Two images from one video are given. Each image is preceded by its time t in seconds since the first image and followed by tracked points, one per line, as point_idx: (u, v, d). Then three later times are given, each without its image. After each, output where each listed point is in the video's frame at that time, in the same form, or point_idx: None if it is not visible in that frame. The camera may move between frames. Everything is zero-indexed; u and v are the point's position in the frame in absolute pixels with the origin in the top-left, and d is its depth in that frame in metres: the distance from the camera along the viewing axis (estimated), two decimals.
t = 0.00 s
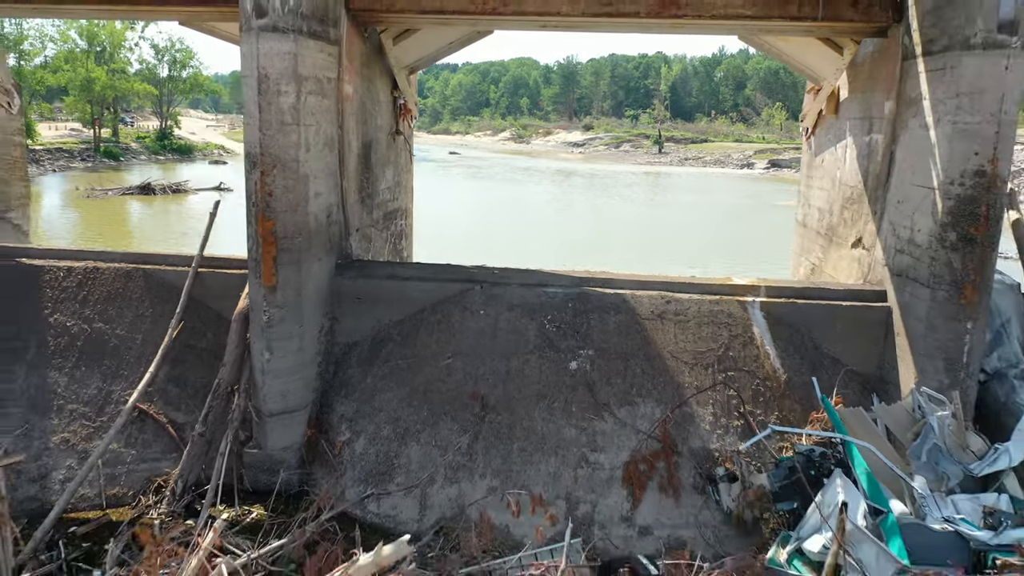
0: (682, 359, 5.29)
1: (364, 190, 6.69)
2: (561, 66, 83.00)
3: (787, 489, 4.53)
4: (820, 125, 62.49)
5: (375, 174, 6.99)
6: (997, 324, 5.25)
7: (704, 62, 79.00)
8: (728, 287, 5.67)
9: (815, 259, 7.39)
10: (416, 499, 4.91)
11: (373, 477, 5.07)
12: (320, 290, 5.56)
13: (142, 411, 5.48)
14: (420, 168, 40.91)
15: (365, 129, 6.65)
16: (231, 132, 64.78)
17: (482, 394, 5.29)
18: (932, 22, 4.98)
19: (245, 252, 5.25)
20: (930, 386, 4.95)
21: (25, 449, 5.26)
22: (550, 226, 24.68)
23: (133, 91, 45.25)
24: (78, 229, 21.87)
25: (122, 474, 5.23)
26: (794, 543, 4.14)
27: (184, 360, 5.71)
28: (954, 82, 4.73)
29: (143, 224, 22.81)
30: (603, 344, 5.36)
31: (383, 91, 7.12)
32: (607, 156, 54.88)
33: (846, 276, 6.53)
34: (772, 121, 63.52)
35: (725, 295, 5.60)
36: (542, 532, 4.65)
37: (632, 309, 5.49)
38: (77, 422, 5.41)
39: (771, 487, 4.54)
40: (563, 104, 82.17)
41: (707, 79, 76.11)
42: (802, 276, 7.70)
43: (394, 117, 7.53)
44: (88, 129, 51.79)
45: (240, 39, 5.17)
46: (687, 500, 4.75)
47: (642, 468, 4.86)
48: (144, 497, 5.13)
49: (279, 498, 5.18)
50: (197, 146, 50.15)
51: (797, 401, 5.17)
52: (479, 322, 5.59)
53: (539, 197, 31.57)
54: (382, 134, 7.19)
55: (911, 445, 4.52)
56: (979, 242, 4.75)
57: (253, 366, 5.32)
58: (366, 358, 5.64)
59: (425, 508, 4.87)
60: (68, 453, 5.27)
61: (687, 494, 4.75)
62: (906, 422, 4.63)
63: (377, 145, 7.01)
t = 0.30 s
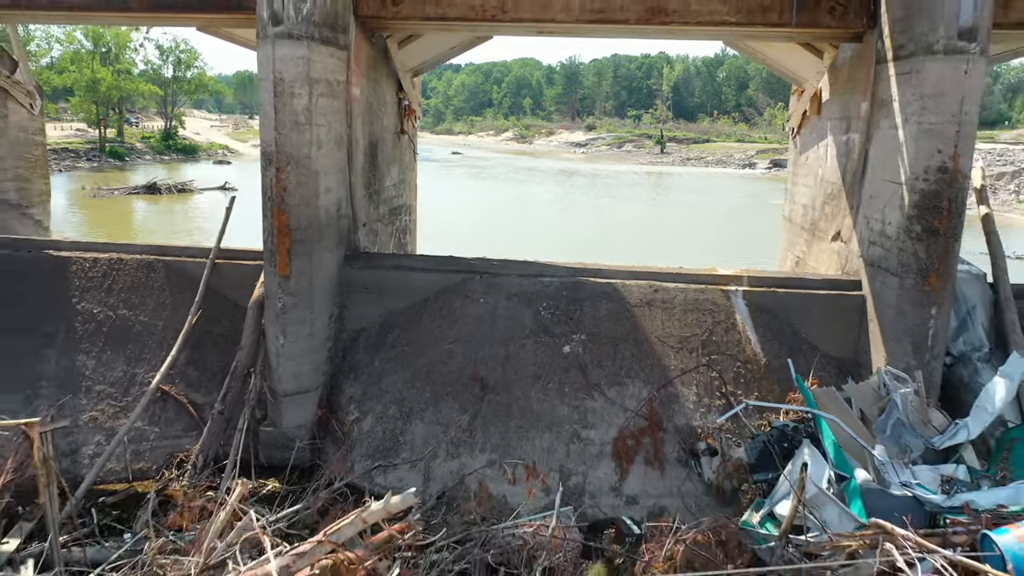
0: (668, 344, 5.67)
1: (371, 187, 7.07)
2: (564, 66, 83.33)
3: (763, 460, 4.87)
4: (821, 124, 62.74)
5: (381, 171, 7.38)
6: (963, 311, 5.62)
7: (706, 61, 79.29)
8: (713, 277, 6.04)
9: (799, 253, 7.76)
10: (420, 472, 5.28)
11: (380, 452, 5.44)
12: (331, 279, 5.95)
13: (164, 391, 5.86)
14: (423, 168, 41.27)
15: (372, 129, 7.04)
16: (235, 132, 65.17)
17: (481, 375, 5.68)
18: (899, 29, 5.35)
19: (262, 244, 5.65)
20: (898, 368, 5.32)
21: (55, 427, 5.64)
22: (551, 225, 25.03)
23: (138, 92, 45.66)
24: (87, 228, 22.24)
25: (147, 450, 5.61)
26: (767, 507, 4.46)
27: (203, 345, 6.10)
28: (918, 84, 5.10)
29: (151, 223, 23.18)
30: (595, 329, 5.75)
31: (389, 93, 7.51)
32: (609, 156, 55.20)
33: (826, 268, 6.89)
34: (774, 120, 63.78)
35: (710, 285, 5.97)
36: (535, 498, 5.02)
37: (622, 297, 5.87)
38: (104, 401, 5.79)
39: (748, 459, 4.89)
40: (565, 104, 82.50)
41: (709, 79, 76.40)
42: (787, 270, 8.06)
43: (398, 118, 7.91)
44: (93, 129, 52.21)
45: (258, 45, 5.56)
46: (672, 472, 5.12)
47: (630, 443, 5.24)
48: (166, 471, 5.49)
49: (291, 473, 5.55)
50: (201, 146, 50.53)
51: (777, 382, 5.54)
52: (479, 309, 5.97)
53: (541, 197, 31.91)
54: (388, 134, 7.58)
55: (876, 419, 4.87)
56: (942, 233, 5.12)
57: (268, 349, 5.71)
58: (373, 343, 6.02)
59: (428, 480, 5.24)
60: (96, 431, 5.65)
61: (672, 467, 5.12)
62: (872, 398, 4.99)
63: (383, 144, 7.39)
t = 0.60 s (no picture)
0: (656, 330, 6.05)
1: (377, 183, 7.46)
2: (566, 66, 83.65)
3: (741, 436, 5.27)
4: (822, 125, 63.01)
5: (387, 169, 7.77)
6: (932, 299, 5.99)
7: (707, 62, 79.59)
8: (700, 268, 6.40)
9: (785, 247, 8.14)
10: (424, 448, 5.66)
11: (387, 431, 5.84)
12: (340, 270, 6.35)
13: (184, 374, 6.26)
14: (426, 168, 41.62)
15: (378, 129, 7.43)
16: (239, 133, 65.49)
17: (481, 359, 6.08)
18: (870, 35, 5.72)
19: (276, 236, 6.05)
20: (870, 351, 5.70)
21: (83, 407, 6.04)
22: (552, 225, 25.39)
23: (143, 92, 46.04)
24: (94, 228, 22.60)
25: (168, 429, 6.00)
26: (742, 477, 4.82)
27: (220, 332, 6.50)
28: (887, 87, 5.48)
29: (157, 222, 23.55)
30: (588, 317, 6.14)
31: (394, 95, 7.90)
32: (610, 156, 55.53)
33: (809, 261, 7.27)
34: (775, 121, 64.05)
35: (697, 275, 6.32)
36: (531, 468, 5.41)
37: (614, 286, 6.25)
38: (128, 383, 6.20)
39: (728, 434, 5.31)
40: (567, 104, 82.81)
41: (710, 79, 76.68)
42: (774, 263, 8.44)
43: (403, 118, 8.31)
44: (98, 130, 52.64)
45: (272, 50, 5.97)
46: (658, 448, 5.50)
47: (619, 421, 5.63)
48: (187, 448, 5.86)
49: (304, 450, 5.93)
50: (205, 146, 50.93)
51: (758, 365, 5.92)
52: (479, 298, 6.36)
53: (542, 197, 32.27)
54: (393, 135, 7.97)
55: (847, 398, 5.25)
56: (909, 226, 5.50)
57: (282, 335, 6.10)
58: (380, 330, 6.41)
59: (432, 456, 5.61)
60: (122, 411, 6.05)
61: (658, 443, 5.50)
62: (843, 378, 5.38)
63: (388, 144, 7.79)
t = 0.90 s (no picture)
0: (645, 317, 6.44)
1: (383, 180, 7.86)
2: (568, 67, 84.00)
3: (723, 414, 5.67)
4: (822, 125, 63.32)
5: (392, 166, 8.17)
6: (905, 288, 6.38)
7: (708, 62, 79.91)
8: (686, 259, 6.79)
9: (771, 242, 8.53)
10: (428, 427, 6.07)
11: (393, 410, 6.25)
12: (349, 261, 6.75)
13: (203, 359, 6.67)
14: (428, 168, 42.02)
15: (384, 129, 7.84)
16: (242, 133, 65.94)
17: (481, 344, 6.48)
18: (847, 40, 6.06)
19: (289, 229, 6.45)
20: (845, 336, 6.09)
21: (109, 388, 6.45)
22: (553, 224, 25.78)
23: (147, 93, 46.47)
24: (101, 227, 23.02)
25: (189, 409, 6.40)
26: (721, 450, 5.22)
27: (235, 319, 6.90)
28: (859, 89, 5.87)
29: (164, 221, 23.94)
30: (581, 304, 6.54)
31: (400, 96, 8.30)
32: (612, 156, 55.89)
33: (793, 254, 7.66)
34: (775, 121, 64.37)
35: (685, 266, 6.70)
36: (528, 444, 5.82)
37: (606, 276, 6.65)
38: (150, 367, 6.61)
39: (711, 413, 5.71)
40: (569, 105, 83.15)
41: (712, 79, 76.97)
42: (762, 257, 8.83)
43: (408, 119, 8.71)
44: (103, 130, 53.11)
45: (286, 55, 6.38)
46: (646, 426, 5.90)
47: (610, 401, 6.03)
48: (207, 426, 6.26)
49: (315, 429, 6.34)
50: (209, 146, 51.36)
51: (740, 350, 6.30)
52: (479, 287, 6.76)
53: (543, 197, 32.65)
54: (398, 134, 8.38)
55: (822, 377, 5.64)
56: (881, 218, 5.90)
57: (294, 321, 6.51)
58: (386, 318, 6.82)
59: (435, 433, 6.02)
60: (145, 392, 6.46)
61: (646, 421, 5.90)
62: (818, 360, 5.77)
63: (394, 143, 8.20)
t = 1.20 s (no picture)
0: (636, 305, 6.85)
1: (389, 177, 8.28)
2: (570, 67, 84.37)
3: (706, 395, 6.10)
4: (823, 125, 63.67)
5: (397, 164, 8.59)
6: (880, 278, 6.78)
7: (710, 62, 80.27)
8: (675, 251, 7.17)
9: (759, 236, 8.94)
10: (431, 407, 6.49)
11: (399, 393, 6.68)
12: (356, 253, 7.16)
13: (219, 345, 7.08)
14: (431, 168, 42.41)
15: (390, 129, 8.25)
16: (245, 133, 66.34)
17: (481, 331, 6.90)
18: (823, 46, 6.48)
19: (301, 222, 6.87)
20: (822, 322, 6.48)
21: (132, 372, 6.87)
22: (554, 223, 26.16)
23: (152, 94, 46.87)
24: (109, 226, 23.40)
25: (207, 392, 6.83)
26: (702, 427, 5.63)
27: (249, 308, 7.31)
28: (834, 91, 6.28)
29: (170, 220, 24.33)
30: (576, 294, 6.95)
31: (405, 97, 8.71)
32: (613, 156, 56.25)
33: (778, 247, 8.06)
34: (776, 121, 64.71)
35: (674, 257, 7.09)
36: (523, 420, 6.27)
37: (599, 267, 7.06)
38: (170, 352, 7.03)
39: (694, 394, 6.15)
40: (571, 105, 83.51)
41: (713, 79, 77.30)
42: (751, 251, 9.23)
43: (412, 118, 9.12)
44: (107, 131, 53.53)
45: (298, 59, 6.81)
46: (635, 406, 6.33)
47: (602, 383, 6.46)
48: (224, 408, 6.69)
49: (325, 410, 6.76)
50: (213, 147, 51.77)
51: (725, 336, 6.71)
52: (479, 278, 7.17)
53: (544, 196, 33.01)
54: (403, 133, 8.79)
55: (798, 360, 6.05)
56: (855, 212, 6.30)
57: (305, 310, 6.92)
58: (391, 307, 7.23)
59: (439, 413, 6.44)
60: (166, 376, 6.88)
61: (635, 402, 6.33)
62: (795, 344, 6.18)
63: (399, 142, 8.61)
